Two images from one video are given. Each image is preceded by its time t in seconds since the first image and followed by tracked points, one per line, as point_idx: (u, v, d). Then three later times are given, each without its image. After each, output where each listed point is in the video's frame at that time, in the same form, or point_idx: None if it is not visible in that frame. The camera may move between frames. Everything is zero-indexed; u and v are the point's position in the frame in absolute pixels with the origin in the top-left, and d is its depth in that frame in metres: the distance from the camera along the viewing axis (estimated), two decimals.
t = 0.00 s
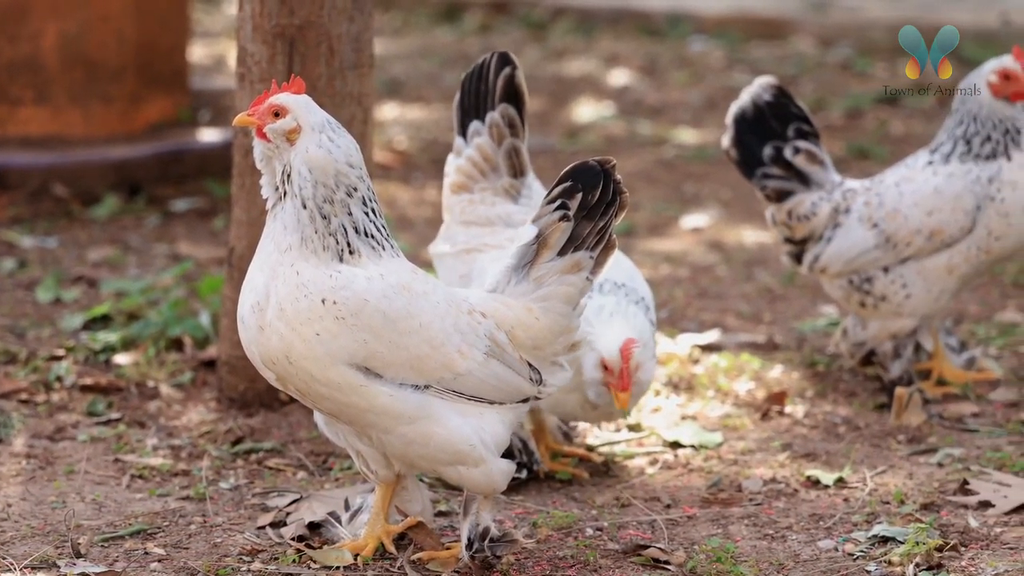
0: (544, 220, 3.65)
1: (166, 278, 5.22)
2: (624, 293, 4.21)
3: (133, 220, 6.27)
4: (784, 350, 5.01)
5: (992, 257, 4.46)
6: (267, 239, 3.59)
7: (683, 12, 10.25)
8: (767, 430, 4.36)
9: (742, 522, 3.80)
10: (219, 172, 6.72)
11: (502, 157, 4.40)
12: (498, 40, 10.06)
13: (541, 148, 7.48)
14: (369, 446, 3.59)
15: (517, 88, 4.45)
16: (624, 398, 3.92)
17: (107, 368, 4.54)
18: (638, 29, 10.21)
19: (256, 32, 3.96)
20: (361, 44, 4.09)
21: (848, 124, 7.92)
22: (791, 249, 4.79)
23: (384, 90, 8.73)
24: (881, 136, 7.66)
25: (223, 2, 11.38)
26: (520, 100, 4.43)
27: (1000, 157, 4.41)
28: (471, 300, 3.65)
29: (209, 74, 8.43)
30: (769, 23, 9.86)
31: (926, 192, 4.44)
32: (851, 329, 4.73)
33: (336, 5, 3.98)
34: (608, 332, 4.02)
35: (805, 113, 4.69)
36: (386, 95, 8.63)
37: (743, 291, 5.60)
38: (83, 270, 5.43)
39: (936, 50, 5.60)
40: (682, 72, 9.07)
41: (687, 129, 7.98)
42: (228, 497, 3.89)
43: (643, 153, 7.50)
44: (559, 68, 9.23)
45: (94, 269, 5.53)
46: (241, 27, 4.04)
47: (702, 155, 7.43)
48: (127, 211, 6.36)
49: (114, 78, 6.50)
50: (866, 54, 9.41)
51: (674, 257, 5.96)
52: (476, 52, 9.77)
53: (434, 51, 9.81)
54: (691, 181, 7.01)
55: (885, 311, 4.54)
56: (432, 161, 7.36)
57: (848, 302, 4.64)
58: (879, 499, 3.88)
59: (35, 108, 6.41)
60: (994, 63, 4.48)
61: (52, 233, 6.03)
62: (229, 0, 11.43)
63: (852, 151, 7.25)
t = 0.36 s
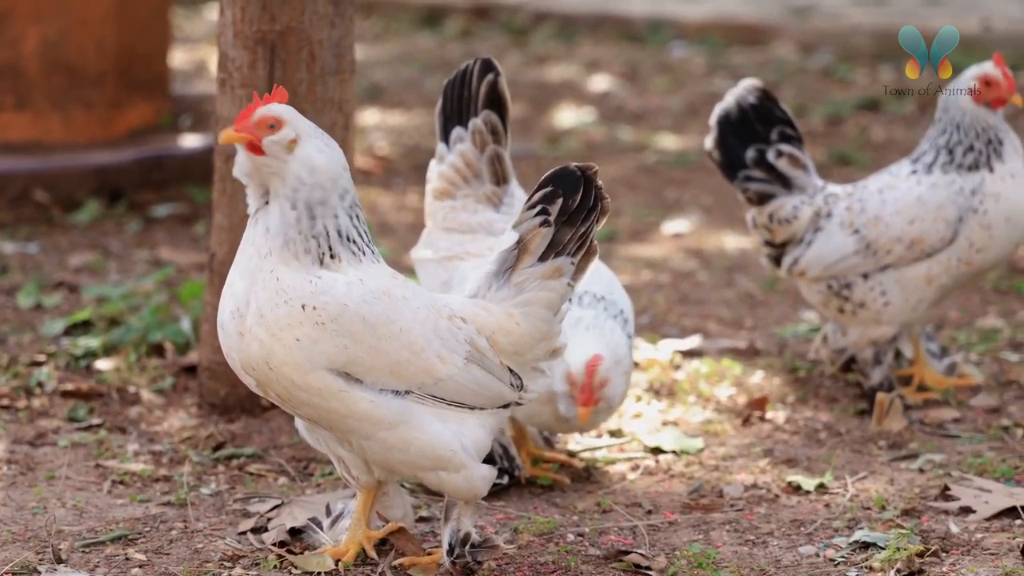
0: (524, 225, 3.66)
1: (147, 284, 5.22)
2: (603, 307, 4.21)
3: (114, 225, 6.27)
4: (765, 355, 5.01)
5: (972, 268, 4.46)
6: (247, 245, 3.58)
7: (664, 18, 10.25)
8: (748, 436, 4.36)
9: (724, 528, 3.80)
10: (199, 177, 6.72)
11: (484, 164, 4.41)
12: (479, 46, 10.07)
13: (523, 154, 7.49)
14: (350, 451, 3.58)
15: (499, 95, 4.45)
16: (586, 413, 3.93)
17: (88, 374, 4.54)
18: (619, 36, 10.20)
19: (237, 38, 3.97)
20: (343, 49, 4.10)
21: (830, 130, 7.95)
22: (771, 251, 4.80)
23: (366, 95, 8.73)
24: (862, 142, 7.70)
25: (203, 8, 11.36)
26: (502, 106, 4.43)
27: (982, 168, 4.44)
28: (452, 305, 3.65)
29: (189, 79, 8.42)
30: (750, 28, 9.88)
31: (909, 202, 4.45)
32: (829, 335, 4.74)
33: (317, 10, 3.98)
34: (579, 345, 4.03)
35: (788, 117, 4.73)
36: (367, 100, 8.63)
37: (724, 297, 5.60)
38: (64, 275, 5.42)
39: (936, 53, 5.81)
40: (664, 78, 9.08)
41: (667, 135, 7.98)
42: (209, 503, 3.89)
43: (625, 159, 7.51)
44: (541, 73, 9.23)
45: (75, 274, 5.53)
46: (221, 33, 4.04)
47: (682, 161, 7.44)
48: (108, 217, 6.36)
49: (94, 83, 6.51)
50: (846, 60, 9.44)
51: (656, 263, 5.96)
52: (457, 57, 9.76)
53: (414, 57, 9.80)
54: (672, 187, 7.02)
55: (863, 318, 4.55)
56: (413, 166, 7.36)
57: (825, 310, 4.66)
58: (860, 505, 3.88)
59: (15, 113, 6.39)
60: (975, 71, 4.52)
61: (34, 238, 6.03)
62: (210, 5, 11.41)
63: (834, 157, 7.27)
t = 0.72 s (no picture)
0: (521, 226, 3.66)
1: (145, 286, 5.23)
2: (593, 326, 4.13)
3: (113, 227, 6.27)
4: (765, 357, 5.01)
5: (941, 302, 4.46)
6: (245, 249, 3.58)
7: (663, 20, 10.24)
8: (746, 438, 4.36)
9: (723, 530, 3.80)
10: (199, 177, 6.75)
11: (485, 166, 4.40)
12: (477, 48, 10.06)
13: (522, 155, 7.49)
14: (348, 454, 3.59)
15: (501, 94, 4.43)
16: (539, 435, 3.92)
17: (87, 376, 4.55)
18: (618, 38, 10.19)
19: (235, 40, 3.97)
20: (342, 51, 4.10)
21: (829, 130, 7.95)
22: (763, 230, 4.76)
23: (365, 96, 8.72)
24: (862, 142, 7.70)
25: (201, 9, 11.36)
26: (503, 106, 4.40)
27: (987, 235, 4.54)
28: (449, 307, 3.65)
29: (187, 80, 8.41)
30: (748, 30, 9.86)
31: (919, 217, 4.46)
32: (822, 339, 4.68)
33: (315, 12, 3.99)
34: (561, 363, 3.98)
35: (787, 104, 4.73)
36: (366, 102, 8.63)
37: (723, 299, 5.60)
38: (63, 277, 5.43)
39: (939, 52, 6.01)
40: (662, 79, 9.08)
41: (667, 136, 7.99)
42: (208, 505, 3.89)
43: (624, 160, 7.52)
44: (540, 75, 9.23)
45: (74, 276, 5.53)
46: (220, 34, 4.03)
47: (681, 162, 7.46)
48: (107, 218, 6.36)
49: (93, 85, 6.50)
50: (845, 62, 9.44)
51: (655, 264, 5.96)
52: (457, 59, 9.76)
53: (413, 58, 9.80)
54: (670, 189, 7.03)
55: (843, 313, 4.57)
56: (412, 168, 7.36)
57: (810, 293, 4.62)
58: (859, 507, 3.88)
59: (14, 115, 6.38)
60: None
61: (33, 239, 6.03)
62: (208, 7, 11.41)
63: (833, 157, 7.27)
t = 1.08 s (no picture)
0: (529, 220, 3.68)
1: (157, 280, 5.24)
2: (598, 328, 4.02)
3: (125, 221, 6.29)
4: (776, 351, 5.01)
5: (962, 300, 4.48)
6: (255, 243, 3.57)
7: (674, 14, 10.23)
8: (758, 432, 4.35)
9: (735, 523, 3.80)
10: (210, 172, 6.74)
11: (507, 160, 4.39)
12: (488, 43, 10.06)
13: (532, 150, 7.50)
14: (358, 448, 3.59)
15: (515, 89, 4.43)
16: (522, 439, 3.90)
17: (99, 369, 4.56)
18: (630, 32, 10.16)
19: (246, 34, 3.96)
20: (353, 44, 4.10)
21: (839, 125, 7.94)
22: (786, 211, 4.80)
23: (376, 91, 8.74)
24: (873, 137, 7.70)
25: (212, 3, 11.38)
26: (518, 100, 4.41)
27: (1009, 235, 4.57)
28: (459, 300, 3.65)
29: (198, 74, 8.42)
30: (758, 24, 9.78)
31: (948, 213, 4.47)
32: (835, 327, 4.64)
33: (327, 6, 3.98)
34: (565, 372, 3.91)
35: (827, 88, 4.73)
36: (378, 96, 8.65)
37: (735, 292, 5.60)
38: (74, 271, 5.44)
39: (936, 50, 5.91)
40: (674, 73, 9.09)
41: (678, 131, 8.02)
42: (220, 498, 3.89)
43: (635, 154, 7.54)
44: (551, 69, 9.25)
45: (86, 269, 5.55)
46: (231, 28, 4.03)
47: (693, 157, 7.49)
48: (118, 213, 6.38)
49: (104, 80, 6.51)
50: (857, 56, 9.42)
51: (666, 258, 5.97)
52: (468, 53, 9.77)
53: (424, 53, 9.82)
54: (682, 183, 7.05)
55: (863, 303, 4.57)
56: (422, 162, 7.36)
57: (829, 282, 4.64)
58: (871, 500, 3.88)
59: (26, 109, 6.40)
60: None
61: (44, 233, 6.06)
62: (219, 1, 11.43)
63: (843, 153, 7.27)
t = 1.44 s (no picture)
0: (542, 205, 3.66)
1: (170, 265, 5.27)
2: (606, 328, 3.98)
3: (138, 206, 6.31)
4: (788, 337, 5.01)
5: (989, 279, 4.54)
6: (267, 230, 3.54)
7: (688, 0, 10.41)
8: (770, 418, 4.36)
9: (747, 509, 3.79)
10: (222, 157, 6.77)
11: (527, 145, 4.38)
12: (501, 28, 10.17)
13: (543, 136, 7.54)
14: (372, 434, 3.57)
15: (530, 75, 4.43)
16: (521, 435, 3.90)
17: (111, 355, 4.58)
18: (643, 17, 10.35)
19: (259, 19, 3.97)
20: (365, 30, 4.11)
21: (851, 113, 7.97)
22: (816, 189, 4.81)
23: (389, 76, 8.79)
24: (885, 123, 7.74)
25: None
26: (533, 85, 4.40)
27: None
28: (472, 285, 3.63)
29: (210, 60, 8.45)
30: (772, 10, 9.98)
31: (980, 191, 4.53)
32: (857, 296, 4.69)
33: None
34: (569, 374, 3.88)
35: (865, 69, 4.77)
36: (391, 81, 8.70)
37: (747, 278, 5.61)
38: (86, 257, 5.47)
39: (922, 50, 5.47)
40: (686, 60, 9.17)
41: (691, 117, 8.11)
42: (232, 483, 3.89)
43: (647, 140, 7.59)
44: (563, 56, 9.32)
45: (98, 255, 5.57)
46: (244, 13, 4.04)
47: (705, 143, 7.54)
48: (132, 198, 6.40)
49: (117, 66, 6.52)
50: (870, 42, 9.45)
51: (679, 244, 5.99)
52: (481, 40, 9.82)
53: (437, 39, 9.88)
54: (695, 169, 7.10)
55: (891, 278, 4.58)
56: (435, 147, 7.38)
57: (858, 260, 4.65)
58: (883, 486, 3.88)
59: (39, 95, 6.41)
60: None
61: (56, 219, 6.08)
62: None
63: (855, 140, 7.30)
